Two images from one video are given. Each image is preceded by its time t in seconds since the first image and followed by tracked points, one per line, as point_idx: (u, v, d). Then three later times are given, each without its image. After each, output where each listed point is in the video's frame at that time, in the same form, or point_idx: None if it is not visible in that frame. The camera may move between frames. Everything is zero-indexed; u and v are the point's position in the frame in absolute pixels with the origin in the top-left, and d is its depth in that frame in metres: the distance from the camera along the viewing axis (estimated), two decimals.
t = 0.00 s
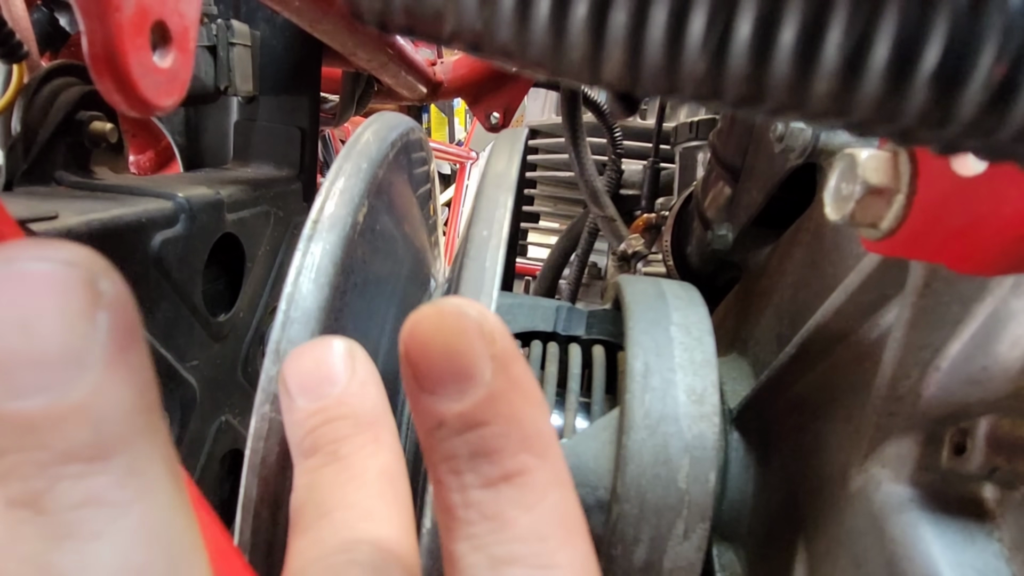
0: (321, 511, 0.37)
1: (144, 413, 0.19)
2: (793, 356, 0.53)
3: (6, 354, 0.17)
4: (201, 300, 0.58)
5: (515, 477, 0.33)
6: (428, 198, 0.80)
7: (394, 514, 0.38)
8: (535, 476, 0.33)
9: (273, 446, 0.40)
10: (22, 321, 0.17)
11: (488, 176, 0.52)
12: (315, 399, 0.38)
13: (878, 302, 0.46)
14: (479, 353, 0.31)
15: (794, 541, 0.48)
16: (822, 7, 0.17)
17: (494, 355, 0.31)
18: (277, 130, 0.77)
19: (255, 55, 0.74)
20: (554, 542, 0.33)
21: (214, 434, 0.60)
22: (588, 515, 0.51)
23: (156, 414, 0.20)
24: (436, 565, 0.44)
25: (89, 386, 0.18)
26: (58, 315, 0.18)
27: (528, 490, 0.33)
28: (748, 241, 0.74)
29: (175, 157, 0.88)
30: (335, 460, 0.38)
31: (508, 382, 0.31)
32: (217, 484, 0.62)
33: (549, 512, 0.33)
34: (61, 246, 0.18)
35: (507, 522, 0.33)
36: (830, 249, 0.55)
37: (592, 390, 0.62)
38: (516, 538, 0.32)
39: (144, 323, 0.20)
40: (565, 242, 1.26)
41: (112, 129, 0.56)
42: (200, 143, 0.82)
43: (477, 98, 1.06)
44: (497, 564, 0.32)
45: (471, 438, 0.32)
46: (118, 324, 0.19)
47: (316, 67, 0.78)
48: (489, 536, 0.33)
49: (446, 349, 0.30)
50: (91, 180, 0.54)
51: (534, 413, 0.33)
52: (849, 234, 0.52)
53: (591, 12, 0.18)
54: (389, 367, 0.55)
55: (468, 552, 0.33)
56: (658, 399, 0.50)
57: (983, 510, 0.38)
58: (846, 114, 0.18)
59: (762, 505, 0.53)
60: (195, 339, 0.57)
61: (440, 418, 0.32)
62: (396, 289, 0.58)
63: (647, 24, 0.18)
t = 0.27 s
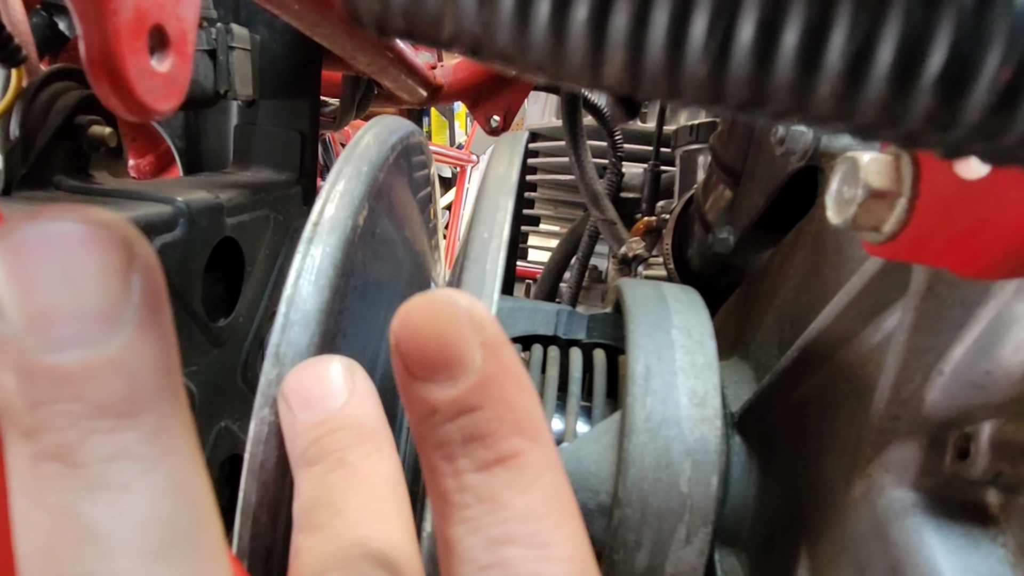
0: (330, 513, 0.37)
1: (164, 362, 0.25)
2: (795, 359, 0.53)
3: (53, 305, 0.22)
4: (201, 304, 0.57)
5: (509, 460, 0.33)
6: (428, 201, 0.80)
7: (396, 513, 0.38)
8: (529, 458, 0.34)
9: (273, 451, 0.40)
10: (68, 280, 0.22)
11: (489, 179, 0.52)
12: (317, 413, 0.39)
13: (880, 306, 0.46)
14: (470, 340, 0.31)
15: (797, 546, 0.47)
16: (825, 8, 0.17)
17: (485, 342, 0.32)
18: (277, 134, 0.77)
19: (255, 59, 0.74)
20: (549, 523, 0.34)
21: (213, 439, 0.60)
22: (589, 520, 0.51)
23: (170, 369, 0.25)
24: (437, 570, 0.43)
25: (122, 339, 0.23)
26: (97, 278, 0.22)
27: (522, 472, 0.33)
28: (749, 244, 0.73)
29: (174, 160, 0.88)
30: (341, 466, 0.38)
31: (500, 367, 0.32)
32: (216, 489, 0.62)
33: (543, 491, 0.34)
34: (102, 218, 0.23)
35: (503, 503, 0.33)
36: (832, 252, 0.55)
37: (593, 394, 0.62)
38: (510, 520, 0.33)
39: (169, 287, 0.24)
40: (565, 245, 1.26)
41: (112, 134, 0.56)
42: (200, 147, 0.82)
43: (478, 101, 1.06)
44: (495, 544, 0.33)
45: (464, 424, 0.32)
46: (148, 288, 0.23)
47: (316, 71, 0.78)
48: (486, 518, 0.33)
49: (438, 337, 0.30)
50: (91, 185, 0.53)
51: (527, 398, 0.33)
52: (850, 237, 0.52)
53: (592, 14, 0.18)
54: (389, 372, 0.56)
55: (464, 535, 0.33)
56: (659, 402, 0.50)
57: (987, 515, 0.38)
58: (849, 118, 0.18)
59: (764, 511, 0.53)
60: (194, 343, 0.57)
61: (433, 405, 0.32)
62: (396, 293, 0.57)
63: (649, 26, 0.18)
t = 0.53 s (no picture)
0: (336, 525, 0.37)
1: (180, 372, 0.26)
2: (792, 364, 0.53)
3: (78, 317, 0.23)
4: (203, 311, 0.58)
5: (521, 467, 0.34)
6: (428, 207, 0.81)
7: (394, 519, 0.39)
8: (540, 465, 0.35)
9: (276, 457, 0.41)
10: (92, 293, 0.23)
11: (488, 187, 0.53)
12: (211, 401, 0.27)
13: (876, 311, 0.47)
14: (482, 346, 0.31)
15: (795, 549, 0.48)
16: (813, 32, 0.18)
17: (498, 348, 0.32)
18: (278, 140, 0.77)
19: (256, 66, 0.74)
20: (560, 529, 0.35)
21: (216, 443, 0.60)
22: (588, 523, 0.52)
23: (185, 380, 0.26)
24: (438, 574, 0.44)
25: (140, 349, 0.24)
26: (120, 291, 0.23)
27: (532, 479, 0.34)
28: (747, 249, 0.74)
29: (175, 166, 0.88)
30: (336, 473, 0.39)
31: (511, 374, 0.32)
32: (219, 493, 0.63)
33: (553, 498, 0.35)
34: (125, 234, 0.24)
35: (513, 510, 0.34)
36: (828, 258, 0.55)
37: (592, 398, 0.63)
38: (521, 527, 0.34)
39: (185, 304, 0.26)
40: (564, 249, 1.26)
41: (115, 142, 0.57)
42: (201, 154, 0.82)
43: (477, 107, 1.07)
44: (506, 550, 0.34)
45: (475, 430, 0.33)
46: (167, 303, 0.25)
47: (316, 77, 0.79)
48: (497, 525, 0.34)
49: (450, 342, 0.31)
50: (94, 192, 0.54)
51: (539, 404, 0.34)
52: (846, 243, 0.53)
53: (588, 36, 0.18)
54: (390, 376, 0.56)
55: (474, 541, 0.35)
56: (658, 406, 0.51)
57: (982, 518, 0.38)
58: (839, 137, 0.18)
59: (762, 514, 0.53)
60: (197, 349, 0.57)
61: (445, 410, 0.32)
62: (396, 299, 0.58)
63: (644, 48, 0.18)
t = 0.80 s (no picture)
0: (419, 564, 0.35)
1: (173, 391, 0.28)
2: (794, 369, 0.53)
3: (74, 333, 0.25)
4: (203, 317, 0.58)
5: (648, 494, 0.36)
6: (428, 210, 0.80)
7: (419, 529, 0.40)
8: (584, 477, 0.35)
9: (277, 465, 0.41)
10: (87, 310, 0.25)
11: (490, 193, 0.52)
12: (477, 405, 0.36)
13: (878, 318, 0.46)
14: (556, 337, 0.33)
15: (797, 555, 0.48)
16: (817, 45, 0.17)
17: (654, 362, 0.34)
18: (278, 144, 0.77)
19: (256, 71, 0.74)
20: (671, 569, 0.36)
21: (216, 449, 0.60)
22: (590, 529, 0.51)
23: (178, 400, 0.28)
24: None
25: (134, 369, 0.26)
26: (116, 309, 0.25)
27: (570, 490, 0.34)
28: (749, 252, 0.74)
29: (175, 170, 0.88)
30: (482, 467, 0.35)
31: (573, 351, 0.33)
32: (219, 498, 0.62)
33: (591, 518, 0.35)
34: (123, 252, 0.26)
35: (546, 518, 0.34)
36: (830, 263, 0.55)
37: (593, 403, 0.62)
38: (629, 558, 0.36)
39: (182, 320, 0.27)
40: (565, 252, 1.26)
41: (115, 148, 0.56)
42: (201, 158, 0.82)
43: (477, 110, 1.07)
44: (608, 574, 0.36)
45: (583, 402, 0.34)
46: (163, 319, 0.26)
47: (316, 82, 0.78)
48: (607, 548, 0.36)
49: (604, 334, 0.33)
50: (94, 199, 0.54)
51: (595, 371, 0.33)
52: (847, 248, 0.53)
53: (591, 50, 0.18)
54: (391, 382, 0.55)
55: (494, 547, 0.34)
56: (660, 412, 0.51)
57: (985, 525, 0.38)
58: (843, 153, 0.18)
59: (763, 519, 0.53)
60: (197, 355, 0.57)
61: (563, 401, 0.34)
62: (397, 305, 0.57)
63: (647, 62, 0.18)
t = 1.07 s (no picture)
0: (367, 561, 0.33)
1: (182, 393, 0.28)
2: (793, 369, 0.53)
3: (85, 333, 0.25)
4: (204, 317, 0.58)
5: (545, 478, 0.34)
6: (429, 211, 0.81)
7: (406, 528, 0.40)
8: (563, 478, 0.34)
9: (278, 464, 0.41)
10: (98, 310, 0.25)
11: (490, 192, 0.53)
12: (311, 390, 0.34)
13: (877, 317, 0.47)
14: (519, 343, 0.31)
15: (797, 553, 0.48)
16: (813, 43, 0.18)
17: (537, 353, 0.32)
18: (279, 145, 0.78)
19: (257, 72, 0.75)
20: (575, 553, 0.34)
21: (217, 449, 0.60)
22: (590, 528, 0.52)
23: (187, 403, 0.28)
24: None
25: (144, 368, 0.26)
26: (127, 309, 0.25)
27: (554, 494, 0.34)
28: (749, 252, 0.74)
29: (177, 171, 0.89)
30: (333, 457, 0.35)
31: (546, 380, 0.32)
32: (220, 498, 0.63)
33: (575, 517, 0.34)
34: (136, 253, 0.26)
35: (532, 523, 0.34)
36: (829, 262, 0.55)
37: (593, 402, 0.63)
38: (536, 545, 0.34)
39: (193, 321, 0.28)
40: (565, 252, 1.26)
41: (116, 149, 0.57)
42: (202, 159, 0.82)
43: (477, 111, 1.07)
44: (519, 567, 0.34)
45: (504, 433, 0.33)
46: (173, 321, 0.27)
47: (317, 83, 0.79)
48: (513, 538, 0.34)
49: (490, 343, 0.31)
50: (95, 200, 0.54)
51: (569, 415, 0.33)
52: (847, 247, 0.53)
53: (589, 48, 0.18)
54: (392, 382, 0.55)
55: (487, 552, 0.34)
56: (660, 410, 0.51)
57: (984, 523, 0.38)
58: (839, 151, 0.18)
59: (764, 518, 0.53)
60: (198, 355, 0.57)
61: (472, 410, 0.32)
62: (398, 304, 0.58)
63: (644, 61, 0.18)
